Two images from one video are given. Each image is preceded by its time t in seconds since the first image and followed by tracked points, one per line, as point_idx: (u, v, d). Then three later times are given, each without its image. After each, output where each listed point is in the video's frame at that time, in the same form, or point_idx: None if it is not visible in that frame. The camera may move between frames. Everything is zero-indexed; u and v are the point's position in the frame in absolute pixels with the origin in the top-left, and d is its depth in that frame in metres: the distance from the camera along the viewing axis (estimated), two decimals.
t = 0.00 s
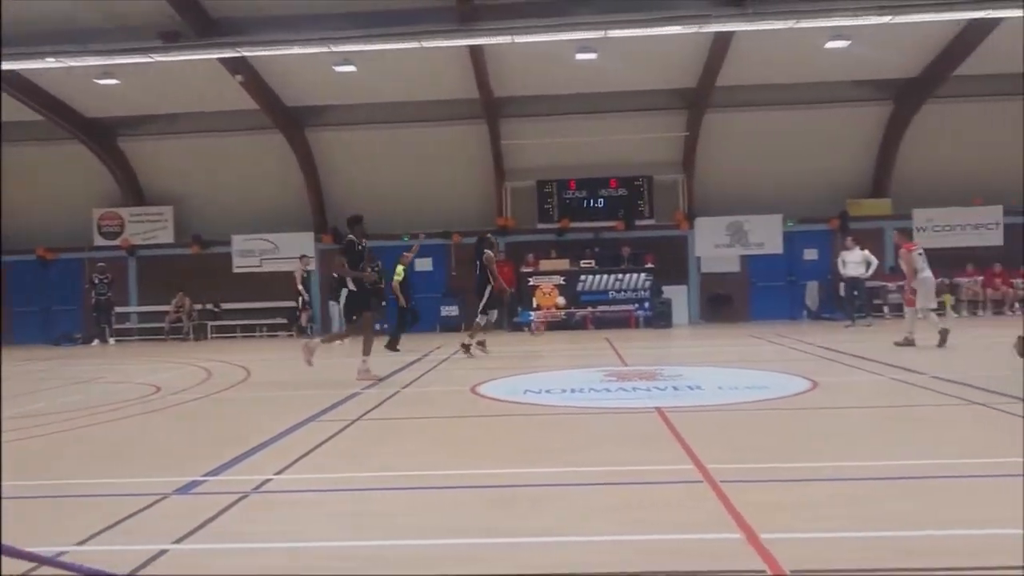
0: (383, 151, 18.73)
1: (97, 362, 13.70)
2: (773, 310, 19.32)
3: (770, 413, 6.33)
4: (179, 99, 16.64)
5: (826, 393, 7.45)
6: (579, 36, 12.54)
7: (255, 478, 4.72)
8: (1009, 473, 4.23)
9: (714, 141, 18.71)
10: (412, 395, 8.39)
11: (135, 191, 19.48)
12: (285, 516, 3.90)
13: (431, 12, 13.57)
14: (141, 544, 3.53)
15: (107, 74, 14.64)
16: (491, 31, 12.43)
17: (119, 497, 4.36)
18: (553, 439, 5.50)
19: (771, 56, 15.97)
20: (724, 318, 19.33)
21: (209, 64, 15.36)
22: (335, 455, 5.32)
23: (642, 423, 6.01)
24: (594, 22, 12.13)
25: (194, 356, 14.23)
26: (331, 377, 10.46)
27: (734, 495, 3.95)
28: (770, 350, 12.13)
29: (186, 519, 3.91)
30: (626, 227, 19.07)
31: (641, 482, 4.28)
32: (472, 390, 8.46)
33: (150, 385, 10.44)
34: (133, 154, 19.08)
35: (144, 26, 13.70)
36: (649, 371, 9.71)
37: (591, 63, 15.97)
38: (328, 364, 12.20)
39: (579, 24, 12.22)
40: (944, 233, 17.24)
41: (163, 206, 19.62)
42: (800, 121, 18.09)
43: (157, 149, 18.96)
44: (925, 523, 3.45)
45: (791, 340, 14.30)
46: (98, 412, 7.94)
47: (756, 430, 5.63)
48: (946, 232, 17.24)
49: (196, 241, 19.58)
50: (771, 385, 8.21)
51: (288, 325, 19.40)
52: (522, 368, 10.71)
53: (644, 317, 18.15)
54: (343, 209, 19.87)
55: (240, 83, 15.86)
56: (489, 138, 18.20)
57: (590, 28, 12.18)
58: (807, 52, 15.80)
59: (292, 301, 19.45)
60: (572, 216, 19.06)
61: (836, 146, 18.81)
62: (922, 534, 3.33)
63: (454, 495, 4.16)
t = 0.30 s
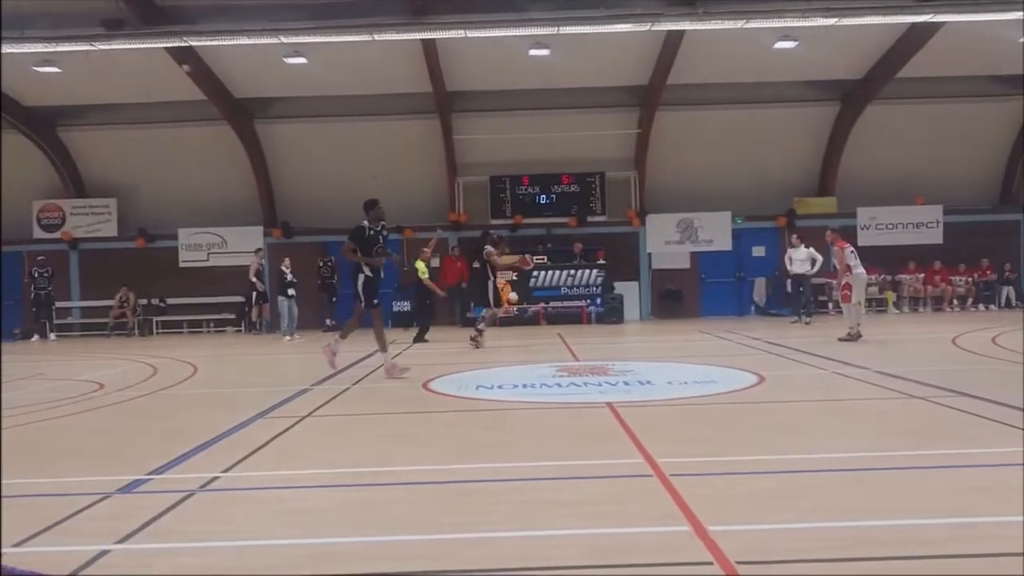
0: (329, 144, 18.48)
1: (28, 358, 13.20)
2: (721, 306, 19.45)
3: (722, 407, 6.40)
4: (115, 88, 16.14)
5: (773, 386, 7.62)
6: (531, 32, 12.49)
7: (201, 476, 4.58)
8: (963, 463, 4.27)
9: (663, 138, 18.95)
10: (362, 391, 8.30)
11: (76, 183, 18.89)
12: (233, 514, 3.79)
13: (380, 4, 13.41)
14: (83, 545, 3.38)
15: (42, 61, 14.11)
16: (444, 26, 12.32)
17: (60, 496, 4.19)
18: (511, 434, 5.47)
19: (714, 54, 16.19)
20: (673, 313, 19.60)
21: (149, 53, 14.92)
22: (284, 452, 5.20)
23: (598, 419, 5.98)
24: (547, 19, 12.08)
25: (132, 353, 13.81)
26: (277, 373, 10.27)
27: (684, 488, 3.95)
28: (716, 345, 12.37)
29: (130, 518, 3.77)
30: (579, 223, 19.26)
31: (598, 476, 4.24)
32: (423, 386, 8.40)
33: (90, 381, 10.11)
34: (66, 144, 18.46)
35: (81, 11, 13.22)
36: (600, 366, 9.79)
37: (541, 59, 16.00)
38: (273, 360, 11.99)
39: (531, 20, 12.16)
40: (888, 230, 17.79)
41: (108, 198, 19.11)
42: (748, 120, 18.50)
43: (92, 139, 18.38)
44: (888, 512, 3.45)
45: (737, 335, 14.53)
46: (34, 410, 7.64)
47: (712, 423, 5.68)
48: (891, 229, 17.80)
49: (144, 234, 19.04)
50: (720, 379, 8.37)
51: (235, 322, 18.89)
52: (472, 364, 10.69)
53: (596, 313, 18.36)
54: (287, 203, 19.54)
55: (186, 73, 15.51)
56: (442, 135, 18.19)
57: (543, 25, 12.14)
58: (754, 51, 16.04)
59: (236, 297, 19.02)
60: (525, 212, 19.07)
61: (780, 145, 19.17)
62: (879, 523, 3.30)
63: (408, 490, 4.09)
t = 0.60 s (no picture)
0: (279, 138, 18.22)
1: None
2: (671, 302, 19.82)
3: (668, 403, 6.48)
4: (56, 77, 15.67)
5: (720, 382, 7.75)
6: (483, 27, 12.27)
7: (144, 475, 4.48)
8: (900, 456, 4.38)
9: (613, 138, 19.07)
10: (311, 387, 8.21)
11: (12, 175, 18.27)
12: (177, 514, 3.71)
13: None
14: (18, 548, 3.28)
15: None
16: (396, 19, 12.06)
17: None
18: (457, 431, 5.45)
19: (667, 54, 16.37)
20: (623, 310, 19.81)
21: (91, 41, 14.50)
22: (231, 450, 5.11)
23: (545, 415, 6.01)
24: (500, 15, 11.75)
25: (72, 350, 13.45)
26: (224, 370, 10.12)
27: (635, 483, 3.99)
28: (665, 342, 12.53)
29: (69, 519, 3.67)
30: (530, 220, 19.28)
31: (540, 473, 4.25)
32: (373, 383, 8.37)
33: (27, 379, 9.83)
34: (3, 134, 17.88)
35: None
36: (551, 362, 9.84)
37: (494, 55, 15.98)
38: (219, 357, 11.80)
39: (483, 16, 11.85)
40: (832, 230, 19.63)
41: (46, 191, 18.46)
42: (696, 119, 18.75)
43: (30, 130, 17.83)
44: (831, 505, 3.52)
45: (685, 332, 14.72)
46: None
47: (656, 419, 5.75)
48: (834, 229, 19.62)
49: (84, 228, 18.52)
50: (668, 375, 8.48)
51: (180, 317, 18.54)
52: (422, 360, 10.66)
53: (546, 310, 18.40)
54: (235, 197, 19.22)
55: (129, 62, 15.14)
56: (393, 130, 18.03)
57: (495, 21, 11.81)
58: (703, 51, 16.26)
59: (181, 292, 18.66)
60: (478, 209, 19.04)
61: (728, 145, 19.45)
62: (825, 516, 3.37)
63: (358, 488, 4.04)
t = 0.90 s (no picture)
0: (235, 133, 17.96)
1: None
2: (628, 301, 19.95)
3: (626, 401, 6.53)
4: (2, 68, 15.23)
5: (676, 381, 7.80)
6: (443, 25, 12.33)
7: (93, 477, 4.37)
8: (854, 452, 4.46)
9: (572, 137, 19.15)
10: (266, 387, 8.11)
11: None
12: (128, 516, 3.62)
13: None
14: None
15: None
16: (355, 15, 11.99)
17: None
18: (416, 430, 5.42)
19: (625, 55, 16.52)
20: (582, 309, 19.83)
21: (39, 32, 14.12)
22: (184, 452, 5.02)
23: (504, 414, 6.00)
24: (460, 14, 11.97)
25: (18, 349, 13.09)
26: (179, 369, 9.95)
27: (591, 481, 4.00)
28: (624, 341, 12.59)
29: (13, 523, 3.56)
30: (490, 219, 19.17)
31: (496, 472, 4.25)
32: (331, 381, 8.31)
33: None
34: None
35: None
36: (510, 361, 9.83)
37: (454, 53, 15.92)
38: (173, 356, 11.58)
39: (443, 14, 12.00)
40: (786, 229, 19.98)
41: None
42: (655, 119, 18.91)
43: None
44: (786, 501, 3.57)
45: (643, 330, 14.81)
46: None
47: (614, 417, 5.78)
48: (788, 228, 19.97)
49: (32, 223, 17.98)
50: (625, 373, 8.53)
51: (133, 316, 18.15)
52: (381, 359, 10.58)
53: (505, 309, 18.43)
54: (190, 193, 18.92)
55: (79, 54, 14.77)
56: (351, 126, 17.89)
57: (455, 19, 12.01)
58: (662, 52, 16.40)
59: (134, 290, 18.31)
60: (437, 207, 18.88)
61: (686, 145, 19.67)
62: (781, 511, 3.42)
63: (313, 489, 3.99)
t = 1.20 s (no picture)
0: (196, 133, 17.71)
1: None
2: (592, 302, 20.04)
3: (588, 403, 6.56)
4: None
5: (640, 383, 7.84)
6: (407, 25, 12.28)
7: (45, 483, 4.27)
8: (812, 452, 4.52)
9: (536, 139, 19.21)
10: (227, 390, 8.00)
11: None
12: (84, 522, 3.55)
13: None
14: None
15: None
16: (318, 15, 11.89)
17: None
18: (380, 433, 5.38)
19: (590, 58, 16.60)
20: (546, 310, 19.85)
21: None
22: (143, 456, 4.93)
23: (468, 415, 6.00)
24: (423, 14, 11.93)
25: None
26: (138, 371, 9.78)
27: (554, 482, 4.01)
28: (588, 343, 12.62)
29: None
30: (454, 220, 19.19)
31: (457, 474, 4.23)
32: (292, 385, 8.16)
33: None
34: None
35: None
36: (474, 363, 9.80)
37: (418, 54, 15.86)
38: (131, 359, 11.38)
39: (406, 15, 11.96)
40: (747, 232, 20.16)
41: None
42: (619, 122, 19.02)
43: None
44: (747, 500, 3.61)
45: (607, 333, 14.86)
46: None
47: (578, 419, 5.80)
48: (748, 231, 20.16)
49: None
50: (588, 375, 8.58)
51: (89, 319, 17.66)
52: (345, 361, 10.49)
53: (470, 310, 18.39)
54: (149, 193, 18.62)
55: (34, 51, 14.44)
56: (314, 126, 17.74)
57: (419, 19, 11.97)
58: (625, 55, 16.53)
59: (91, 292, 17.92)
60: (401, 208, 18.82)
61: (650, 148, 19.82)
62: (742, 511, 3.46)
63: (275, 493, 3.95)
